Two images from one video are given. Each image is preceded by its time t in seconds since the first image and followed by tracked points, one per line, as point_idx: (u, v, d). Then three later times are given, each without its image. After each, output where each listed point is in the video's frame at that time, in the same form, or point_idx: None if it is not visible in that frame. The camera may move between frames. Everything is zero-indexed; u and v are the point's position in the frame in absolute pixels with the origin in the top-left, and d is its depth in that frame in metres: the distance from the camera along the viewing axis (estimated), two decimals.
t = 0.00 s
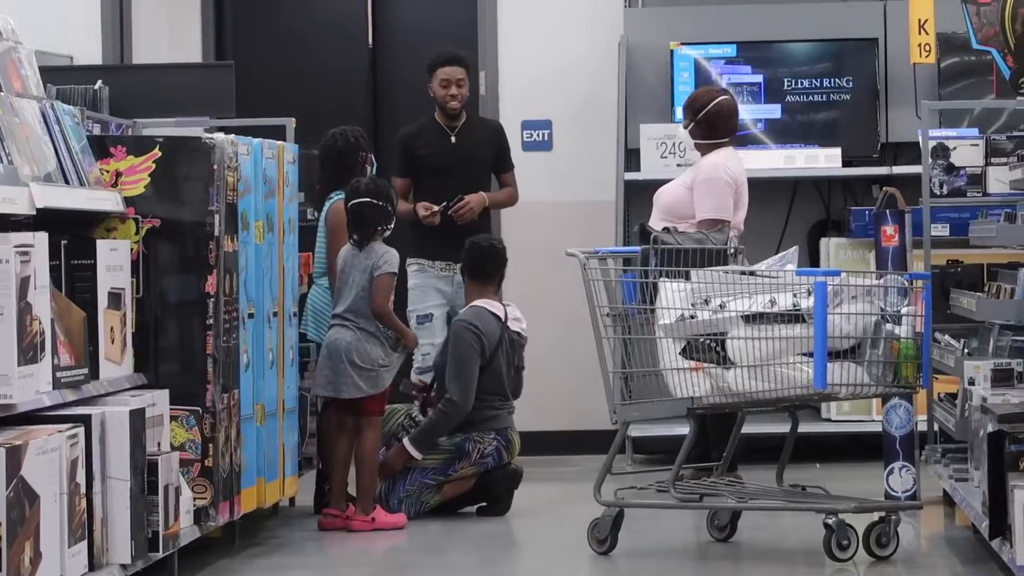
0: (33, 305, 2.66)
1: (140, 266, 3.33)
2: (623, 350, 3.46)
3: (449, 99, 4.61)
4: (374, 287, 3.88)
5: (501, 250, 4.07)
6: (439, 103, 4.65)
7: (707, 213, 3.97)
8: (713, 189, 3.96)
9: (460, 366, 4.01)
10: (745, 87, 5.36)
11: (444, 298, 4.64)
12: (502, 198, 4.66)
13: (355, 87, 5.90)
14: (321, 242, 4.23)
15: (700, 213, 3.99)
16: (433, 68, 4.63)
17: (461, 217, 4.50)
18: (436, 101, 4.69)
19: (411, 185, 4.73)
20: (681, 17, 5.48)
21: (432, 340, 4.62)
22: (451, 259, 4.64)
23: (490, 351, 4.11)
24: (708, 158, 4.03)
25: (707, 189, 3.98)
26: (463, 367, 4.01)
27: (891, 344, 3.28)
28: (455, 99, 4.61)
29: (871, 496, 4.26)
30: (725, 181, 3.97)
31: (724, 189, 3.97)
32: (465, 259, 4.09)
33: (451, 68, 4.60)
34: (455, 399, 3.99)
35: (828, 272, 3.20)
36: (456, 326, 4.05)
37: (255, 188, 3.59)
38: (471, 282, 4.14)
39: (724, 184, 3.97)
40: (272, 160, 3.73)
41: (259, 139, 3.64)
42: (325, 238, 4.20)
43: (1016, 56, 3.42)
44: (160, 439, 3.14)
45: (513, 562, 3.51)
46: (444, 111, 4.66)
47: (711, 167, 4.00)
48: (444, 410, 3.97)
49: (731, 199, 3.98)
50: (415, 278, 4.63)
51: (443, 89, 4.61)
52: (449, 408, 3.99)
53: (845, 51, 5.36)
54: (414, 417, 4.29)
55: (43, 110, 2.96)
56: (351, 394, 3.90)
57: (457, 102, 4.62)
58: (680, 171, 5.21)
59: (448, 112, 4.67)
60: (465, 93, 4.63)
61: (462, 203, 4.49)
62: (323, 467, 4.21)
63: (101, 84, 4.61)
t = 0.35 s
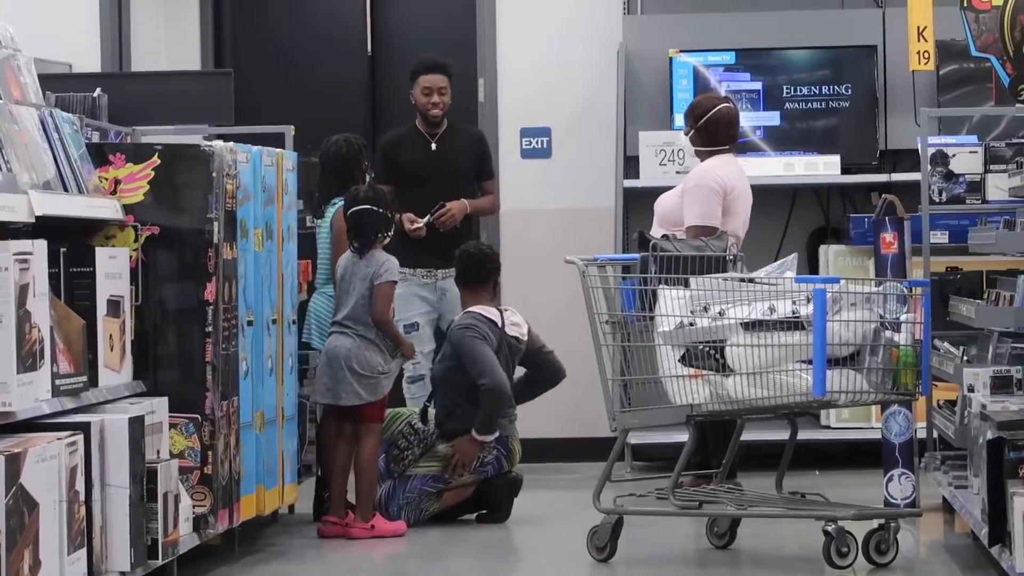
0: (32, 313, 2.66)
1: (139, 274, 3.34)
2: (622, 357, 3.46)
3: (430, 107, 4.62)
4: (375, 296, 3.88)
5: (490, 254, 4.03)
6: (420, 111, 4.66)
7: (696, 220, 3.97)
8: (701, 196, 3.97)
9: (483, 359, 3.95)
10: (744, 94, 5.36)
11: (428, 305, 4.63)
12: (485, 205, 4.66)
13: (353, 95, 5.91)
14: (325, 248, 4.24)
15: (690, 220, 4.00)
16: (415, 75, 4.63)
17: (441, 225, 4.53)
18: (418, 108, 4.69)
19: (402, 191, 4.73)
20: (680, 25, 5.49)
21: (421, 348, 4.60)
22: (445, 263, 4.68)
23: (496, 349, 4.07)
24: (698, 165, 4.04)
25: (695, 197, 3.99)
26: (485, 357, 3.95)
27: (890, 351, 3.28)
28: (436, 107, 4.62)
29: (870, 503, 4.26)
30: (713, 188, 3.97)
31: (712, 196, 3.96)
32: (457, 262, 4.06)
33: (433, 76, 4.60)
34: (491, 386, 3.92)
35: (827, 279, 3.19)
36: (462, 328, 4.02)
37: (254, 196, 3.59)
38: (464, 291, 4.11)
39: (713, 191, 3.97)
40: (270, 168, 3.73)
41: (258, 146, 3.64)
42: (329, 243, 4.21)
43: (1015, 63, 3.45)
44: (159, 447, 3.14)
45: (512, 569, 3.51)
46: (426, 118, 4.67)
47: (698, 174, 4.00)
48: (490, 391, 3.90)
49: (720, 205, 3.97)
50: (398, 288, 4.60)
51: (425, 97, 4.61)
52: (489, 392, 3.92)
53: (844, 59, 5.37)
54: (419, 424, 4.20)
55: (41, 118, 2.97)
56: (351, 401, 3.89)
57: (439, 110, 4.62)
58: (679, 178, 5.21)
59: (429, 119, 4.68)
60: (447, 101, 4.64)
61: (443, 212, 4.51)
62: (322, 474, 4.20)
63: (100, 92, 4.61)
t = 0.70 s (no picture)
0: (30, 316, 2.66)
1: (137, 277, 3.34)
2: (621, 361, 3.46)
3: (413, 114, 4.62)
4: (374, 301, 3.88)
5: (503, 257, 4.11)
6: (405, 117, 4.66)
7: (698, 221, 4.02)
8: (702, 196, 4.01)
9: (464, 379, 4.01)
10: (742, 98, 5.37)
11: (411, 309, 4.61)
12: (462, 211, 4.59)
13: (352, 98, 5.91)
14: (329, 255, 4.24)
15: (692, 221, 4.04)
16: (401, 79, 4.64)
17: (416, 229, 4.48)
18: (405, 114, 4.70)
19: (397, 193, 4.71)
20: (679, 29, 5.50)
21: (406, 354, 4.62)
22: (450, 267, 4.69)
23: (494, 363, 4.12)
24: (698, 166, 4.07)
25: (696, 197, 4.03)
26: (467, 380, 4.00)
27: (888, 355, 3.29)
28: (419, 114, 4.61)
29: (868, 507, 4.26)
30: (715, 188, 4.01)
31: (713, 195, 4.00)
32: (467, 269, 4.13)
33: (414, 82, 4.60)
34: (459, 411, 4.00)
35: (825, 283, 3.20)
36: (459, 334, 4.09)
37: (252, 199, 3.59)
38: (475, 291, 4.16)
39: (713, 191, 4.01)
40: (269, 171, 3.73)
41: (257, 150, 3.64)
42: (332, 245, 4.22)
43: (1013, 67, 3.47)
44: (157, 450, 3.14)
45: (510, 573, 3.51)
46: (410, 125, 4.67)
47: (698, 175, 4.03)
48: (449, 418, 3.98)
49: (722, 204, 4.02)
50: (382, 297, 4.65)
51: (409, 103, 4.62)
52: (454, 417, 4.00)
53: (842, 63, 5.37)
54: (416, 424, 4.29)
55: (40, 121, 2.97)
56: (349, 404, 3.89)
57: (422, 117, 4.63)
58: (677, 182, 5.21)
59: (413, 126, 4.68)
60: (430, 109, 4.64)
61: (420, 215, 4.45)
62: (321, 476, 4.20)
63: (98, 95, 4.61)
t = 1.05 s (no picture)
0: (30, 317, 2.65)
1: (137, 278, 3.33)
2: (620, 363, 3.45)
3: (401, 116, 4.65)
4: (376, 303, 3.88)
5: (501, 263, 4.06)
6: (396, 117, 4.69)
7: (716, 225, 4.07)
8: (721, 201, 4.07)
9: (466, 381, 4.04)
10: (742, 100, 5.38)
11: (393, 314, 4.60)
12: (446, 213, 4.54)
13: (353, 99, 5.91)
14: (331, 255, 4.28)
15: (710, 226, 4.09)
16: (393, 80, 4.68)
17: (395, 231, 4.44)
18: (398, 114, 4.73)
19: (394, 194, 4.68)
20: (680, 30, 5.50)
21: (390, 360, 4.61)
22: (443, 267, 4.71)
23: (497, 366, 4.14)
24: (715, 170, 4.12)
25: (715, 202, 4.08)
26: (469, 384, 4.03)
27: (888, 357, 3.28)
28: (407, 115, 4.64)
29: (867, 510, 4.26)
30: (734, 194, 4.07)
31: (732, 201, 4.07)
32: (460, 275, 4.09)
33: (404, 83, 4.63)
34: (459, 415, 4.03)
35: (826, 285, 3.20)
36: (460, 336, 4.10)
37: (253, 200, 3.59)
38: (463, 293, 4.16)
39: (733, 196, 4.07)
40: (269, 172, 3.73)
41: (257, 151, 3.63)
42: (334, 248, 4.25)
43: (1014, 70, 3.43)
44: (157, 451, 3.14)
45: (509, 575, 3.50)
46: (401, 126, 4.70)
47: (717, 181, 4.09)
48: (449, 421, 4.02)
49: (740, 211, 4.08)
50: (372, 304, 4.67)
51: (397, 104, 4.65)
52: (454, 419, 4.04)
53: (843, 65, 5.37)
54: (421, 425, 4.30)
55: (40, 122, 2.98)
56: (349, 405, 3.89)
57: (409, 119, 4.65)
58: (678, 184, 5.21)
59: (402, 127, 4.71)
60: (419, 110, 4.66)
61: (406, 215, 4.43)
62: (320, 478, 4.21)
63: (99, 96, 4.62)
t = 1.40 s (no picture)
0: (30, 317, 2.65)
1: (137, 278, 3.33)
2: (621, 364, 3.45)
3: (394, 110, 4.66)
4: (382, 302, 3.90)
5: (492, 267, 4.05)
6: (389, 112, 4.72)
7: (732, 222, 4.09)
8: (732, 198, 4.09)
9: (467, 383, 4.03)
10: (743, 100, 5.37)
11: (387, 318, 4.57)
12: (434, 214, 4.52)
13: (352, 99, 5.91)
14: (332, 254, 4.28)
15: (726, 223, 4.10)
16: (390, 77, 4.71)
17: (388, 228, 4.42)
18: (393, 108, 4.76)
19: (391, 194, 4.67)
20: (680, 30, 5.49)
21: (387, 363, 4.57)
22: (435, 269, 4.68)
23: (497, 366, 4.13)
24: (717, 168, 4.14)
25: (725, 200, 4.10)
26: (470, 387, 4.02)
27: (888, 358, 3.28)
28: (400, 110, 4.66)
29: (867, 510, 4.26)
30: (743, 190, 4.10)
31: (743, 197, 4.10)
32: (447, 279, 4.07)
33: (404, 79, 4.65)
34: (461, 417, 4.02)
35: (826, 286, 3.20)
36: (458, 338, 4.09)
37: (253, 201, 3.59)
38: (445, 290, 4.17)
39: (742, 193, 4.10)
40: (270, 173, 3.73)
41: (257, 151, 3.63)
42: (335, 249, 4.25)
43: (1013, 70, 3.43)
44: (157, 451, 3.14)
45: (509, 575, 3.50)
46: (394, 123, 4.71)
47: (724, 180, 4.10)
48: (451, 426, 4.00)
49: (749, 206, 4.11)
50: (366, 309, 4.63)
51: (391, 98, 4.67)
52: (456, 422, 4.03)
53: (843, 66, 5.37)
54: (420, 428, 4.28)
55: (40, 122, 2.97)
56: (350, 406, 3.89)
57: (401, 114, 4.66)
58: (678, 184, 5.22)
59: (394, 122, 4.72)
60: (411, 105, 4.67)
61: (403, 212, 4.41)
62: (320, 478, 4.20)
63: (98, 96, 4.62)
